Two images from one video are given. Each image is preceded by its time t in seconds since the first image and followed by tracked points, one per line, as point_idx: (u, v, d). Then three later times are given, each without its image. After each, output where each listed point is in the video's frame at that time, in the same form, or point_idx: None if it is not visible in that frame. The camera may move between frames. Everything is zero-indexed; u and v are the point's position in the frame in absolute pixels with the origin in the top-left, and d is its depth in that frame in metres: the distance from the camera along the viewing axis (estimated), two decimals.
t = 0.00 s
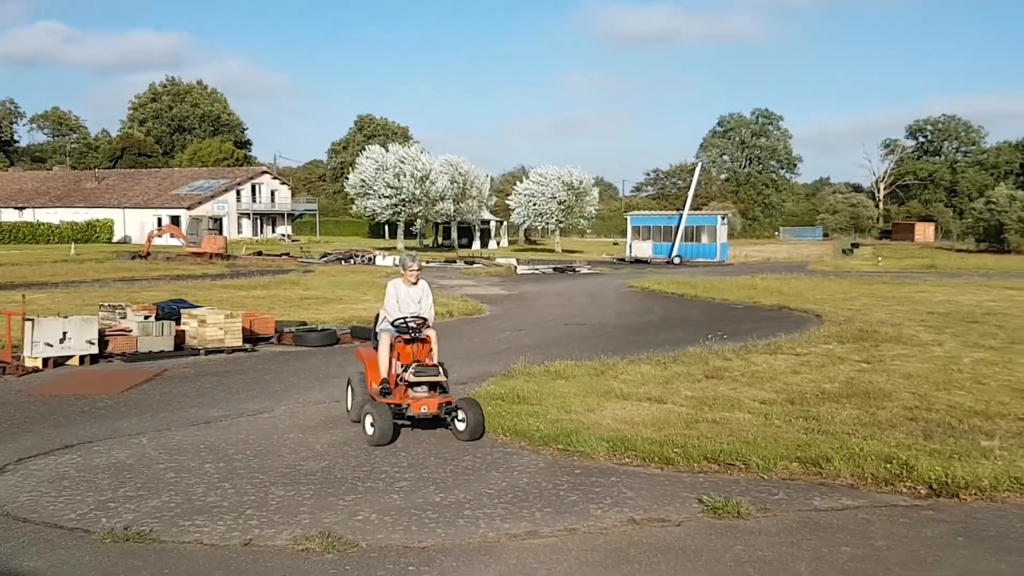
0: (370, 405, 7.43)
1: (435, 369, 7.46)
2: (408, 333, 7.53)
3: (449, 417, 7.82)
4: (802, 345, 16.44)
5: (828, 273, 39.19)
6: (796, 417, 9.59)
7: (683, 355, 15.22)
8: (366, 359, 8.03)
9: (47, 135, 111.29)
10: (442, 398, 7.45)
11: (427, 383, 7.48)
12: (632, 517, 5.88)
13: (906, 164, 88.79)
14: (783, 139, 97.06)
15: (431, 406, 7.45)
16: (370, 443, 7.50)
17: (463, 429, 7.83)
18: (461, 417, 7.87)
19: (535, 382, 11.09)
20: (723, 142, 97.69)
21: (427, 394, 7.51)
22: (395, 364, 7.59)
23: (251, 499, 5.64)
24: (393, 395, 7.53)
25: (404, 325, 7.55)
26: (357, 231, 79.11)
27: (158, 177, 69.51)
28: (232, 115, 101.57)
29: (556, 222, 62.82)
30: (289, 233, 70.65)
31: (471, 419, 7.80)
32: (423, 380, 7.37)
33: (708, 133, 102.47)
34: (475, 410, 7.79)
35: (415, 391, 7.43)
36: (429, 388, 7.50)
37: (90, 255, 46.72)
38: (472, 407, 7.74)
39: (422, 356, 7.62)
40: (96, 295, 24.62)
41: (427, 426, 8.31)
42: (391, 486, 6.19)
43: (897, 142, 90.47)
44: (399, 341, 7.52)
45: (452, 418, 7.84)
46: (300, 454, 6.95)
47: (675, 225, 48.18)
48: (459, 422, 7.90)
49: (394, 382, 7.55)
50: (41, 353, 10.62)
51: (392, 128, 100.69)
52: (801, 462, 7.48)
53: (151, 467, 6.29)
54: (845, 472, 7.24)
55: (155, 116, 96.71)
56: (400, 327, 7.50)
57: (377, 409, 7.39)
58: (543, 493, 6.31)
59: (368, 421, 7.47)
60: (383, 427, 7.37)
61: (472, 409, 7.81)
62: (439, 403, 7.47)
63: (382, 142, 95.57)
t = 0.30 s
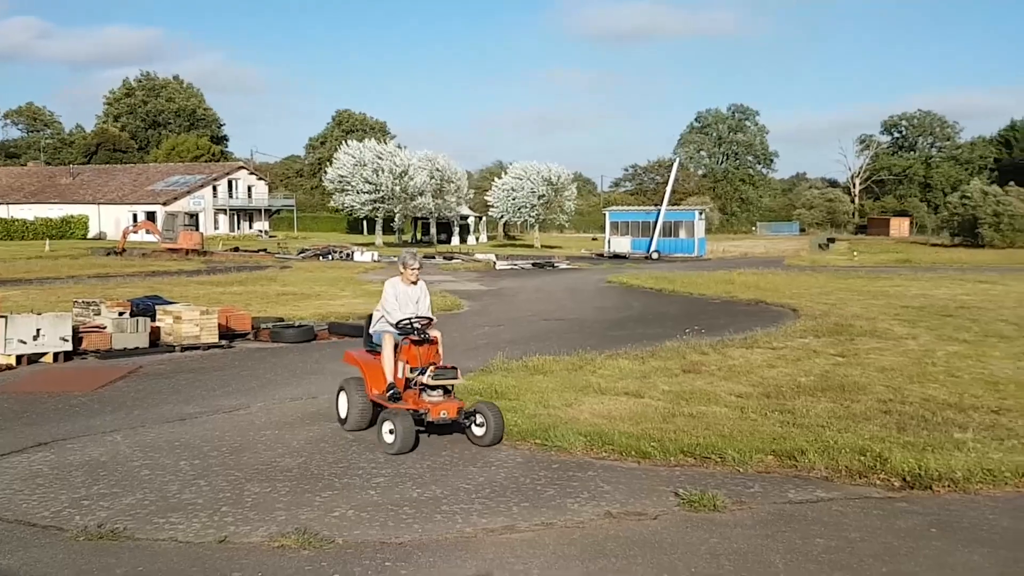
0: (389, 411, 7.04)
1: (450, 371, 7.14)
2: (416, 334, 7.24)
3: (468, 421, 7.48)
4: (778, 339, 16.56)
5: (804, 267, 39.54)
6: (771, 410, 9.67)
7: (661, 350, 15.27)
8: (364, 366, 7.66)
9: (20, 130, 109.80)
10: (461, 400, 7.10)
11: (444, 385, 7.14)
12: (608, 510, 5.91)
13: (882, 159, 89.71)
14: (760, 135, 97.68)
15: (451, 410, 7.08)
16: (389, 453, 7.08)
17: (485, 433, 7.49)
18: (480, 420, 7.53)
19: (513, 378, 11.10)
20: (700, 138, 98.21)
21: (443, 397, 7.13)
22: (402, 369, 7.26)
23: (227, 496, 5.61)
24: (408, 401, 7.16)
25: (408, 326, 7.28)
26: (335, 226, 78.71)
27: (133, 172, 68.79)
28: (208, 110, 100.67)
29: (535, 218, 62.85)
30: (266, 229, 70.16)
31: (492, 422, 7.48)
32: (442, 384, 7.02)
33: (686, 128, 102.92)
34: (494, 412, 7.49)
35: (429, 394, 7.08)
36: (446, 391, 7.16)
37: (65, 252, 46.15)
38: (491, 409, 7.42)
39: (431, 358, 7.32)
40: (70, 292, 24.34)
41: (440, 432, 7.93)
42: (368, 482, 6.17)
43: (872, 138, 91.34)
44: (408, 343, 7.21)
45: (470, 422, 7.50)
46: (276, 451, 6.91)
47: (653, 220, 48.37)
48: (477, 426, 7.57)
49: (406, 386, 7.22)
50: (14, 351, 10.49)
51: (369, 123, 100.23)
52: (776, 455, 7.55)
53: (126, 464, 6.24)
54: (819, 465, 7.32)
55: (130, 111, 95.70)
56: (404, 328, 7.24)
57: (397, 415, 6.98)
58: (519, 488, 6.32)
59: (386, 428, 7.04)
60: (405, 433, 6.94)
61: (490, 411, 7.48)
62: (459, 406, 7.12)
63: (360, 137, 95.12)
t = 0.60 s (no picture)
0: (413, 428, 6.70)
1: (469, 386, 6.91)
2: (427, 346, 7.02)
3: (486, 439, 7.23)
4: (751, 346, 16.69)
5: (776, 275, 39.90)
6: (743, 417, 9.74)
7: (635, 357, 15.33)
8: (365, 384, 7.32)
9: None
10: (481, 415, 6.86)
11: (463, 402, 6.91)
12: (581, 518, 5.91)
13: (852, 168, 90.86)
14: (732, 143, 98.50)
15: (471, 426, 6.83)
16: (411, 473, 6.72)
17: (505, 449, 7.24)
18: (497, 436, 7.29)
19: (486, 387, 11.07)
20: (673, 147, 98.95)
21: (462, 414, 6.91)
22: (415, 384, 7.00)
23: (198, 507, 5.56)
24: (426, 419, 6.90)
25: (419, 341, 7.07)
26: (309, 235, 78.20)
27: (104, 181, 68.00)
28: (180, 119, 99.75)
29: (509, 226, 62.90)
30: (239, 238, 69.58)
31: (514, 434, 7.22)
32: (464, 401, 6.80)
33: (659, 138, 103.63)
34: (515, 426, 7.23)
35: (449, 410, 6.83)
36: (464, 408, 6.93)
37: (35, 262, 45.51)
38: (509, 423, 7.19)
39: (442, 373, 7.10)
40: (39, 302, 23.99)
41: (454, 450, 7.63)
42: (341, 492, 6.12)
43: (842, 147, 92.49)
44: (419, 356, 6.98)
45: (489, 438, 7.25)
46: (248, 461, 6.84)
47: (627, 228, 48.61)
48: (497, 443, 7.29)
49: (421, 402, 6.98)
50: None
51: (343, 132, 99.81)
52: (749, 462, 7.59)
53: (96, 476, 6.14)
54: (792, 471, 7.37)
55: (101, 121, 94.65)
56: (416, 342, 7.02)
57: (421, 432, 6.65)
58: (493, 496, 6.32)
59: (410, 448, 6.72)
60: (430, 451, 6.62)
61: (507, 426, 7.25)
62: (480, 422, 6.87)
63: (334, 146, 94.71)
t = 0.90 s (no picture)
0: (449, 440, 6.49)
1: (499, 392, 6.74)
2: (448, 353, 6.82)
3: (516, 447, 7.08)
4: (724, 347, 16.81)
5: (748, 276, 40.25)
6: (715, 417, 9.82)
7: (609, 358, 15.39)
8: (379, 394, 7.04)
9: None
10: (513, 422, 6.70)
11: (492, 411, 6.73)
12: (553, 520, 5.93)
13: (822, 170, 92.01)
14: (704, 145, 99.18)
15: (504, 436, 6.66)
16: (448, 487, 6.48)
17: (535, 458, 7.09)
18: (525, 443, 7.15)
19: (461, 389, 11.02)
20: (646, 149, 99.60)
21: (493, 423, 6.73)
22: (439, 394, 6.79)
23: (169, 512, 5.50)
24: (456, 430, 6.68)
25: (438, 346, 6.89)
26: (282, 238, 77.73)
27: (73, 184, 67.14)
28: (150, 121, 98.69)
29: (483, 228, 62.90)
30: (211, 241, 68.94)
31: (544, 443, 7.07)
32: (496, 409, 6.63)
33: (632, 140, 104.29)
34: (545, 433, 7.11)
35: (479, 419, 6.66)
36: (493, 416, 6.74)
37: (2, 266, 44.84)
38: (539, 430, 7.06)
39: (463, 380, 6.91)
40: (6, 306, 23.62)
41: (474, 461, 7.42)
42: (314, 497, 6.09)
43: (813, 149, 93.66)
44: (442, 364, 6.77)
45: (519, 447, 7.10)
46: (219, 466, 6.78)
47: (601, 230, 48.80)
48: (527, 452, 7.13)
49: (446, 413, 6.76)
50: None
51: (317, 134, 99.29)
52: (721, 462, 7.65)
53: (65, 482, 6.06)
54: (763, 471, 7.44)
55: (70, 123, 93.43)
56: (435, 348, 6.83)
57: (458, 443, 6.44)
58: (467, 498, 6.31)
59: (446, 461, 6.50)
60: (467, 463, 6.41)
61: (536, 432, 7.11)
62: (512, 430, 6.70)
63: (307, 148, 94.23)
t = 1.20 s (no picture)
0: (495, 447, 6.32)
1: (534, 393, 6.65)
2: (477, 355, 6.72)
3: (550, 450, 6.98)
4: (688, 343, 16.97)
5: (713, 272, 40.63)
6: (680, 413, 9.90)
7: (575, 355, 15.45)
8: (399, 400, 6.87)
9: None
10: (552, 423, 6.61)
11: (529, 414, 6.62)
12: (520, 517, 5.94)
13: (784, 167, 93.33)
14: (668, 142, 100.11)
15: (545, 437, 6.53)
16: (496, 495, 6.32)
17: (570, 460, 7.01)
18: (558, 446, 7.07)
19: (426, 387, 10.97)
20: (611, 146, 100.16)
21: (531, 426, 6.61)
22: (472, 397, 6.65)
23: (130, 515, 5.42)
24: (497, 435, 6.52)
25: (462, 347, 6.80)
26: (246, 237, 76.92)
27: (31, 183, 65.83)
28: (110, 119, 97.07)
29: (449, 226, 62.79)
30: (173, 240, 67.98)
31: (577, 445, 7.00)
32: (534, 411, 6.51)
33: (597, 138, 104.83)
34: (578, 434, 7.03)
35: (518, 422, 6.54)
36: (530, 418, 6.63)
37: None
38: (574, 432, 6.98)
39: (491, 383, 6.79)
40: None
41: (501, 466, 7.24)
42: (278, 497, 6.04)
43: (775, 146, 94.89)
44: (470, 365, 6.66)
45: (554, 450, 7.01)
46: (181, 467, 6.70)
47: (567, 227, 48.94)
48: (561, 456, 7.04)
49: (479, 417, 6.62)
50: None
51: (281, 132, 98.32)
52: (685, 456, 7.72)
53: (24, 486, 5.96)
54: (726, 465, 7.53)
55: (28, 121, 91.60)
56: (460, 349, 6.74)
57: (505, 447, 6.29)
58: (434, 497, 6.30)
59: (495, 468, 6.33)
60: (517, 468, 6.27)
61: (569, 434, 7.03)
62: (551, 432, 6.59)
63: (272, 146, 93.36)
